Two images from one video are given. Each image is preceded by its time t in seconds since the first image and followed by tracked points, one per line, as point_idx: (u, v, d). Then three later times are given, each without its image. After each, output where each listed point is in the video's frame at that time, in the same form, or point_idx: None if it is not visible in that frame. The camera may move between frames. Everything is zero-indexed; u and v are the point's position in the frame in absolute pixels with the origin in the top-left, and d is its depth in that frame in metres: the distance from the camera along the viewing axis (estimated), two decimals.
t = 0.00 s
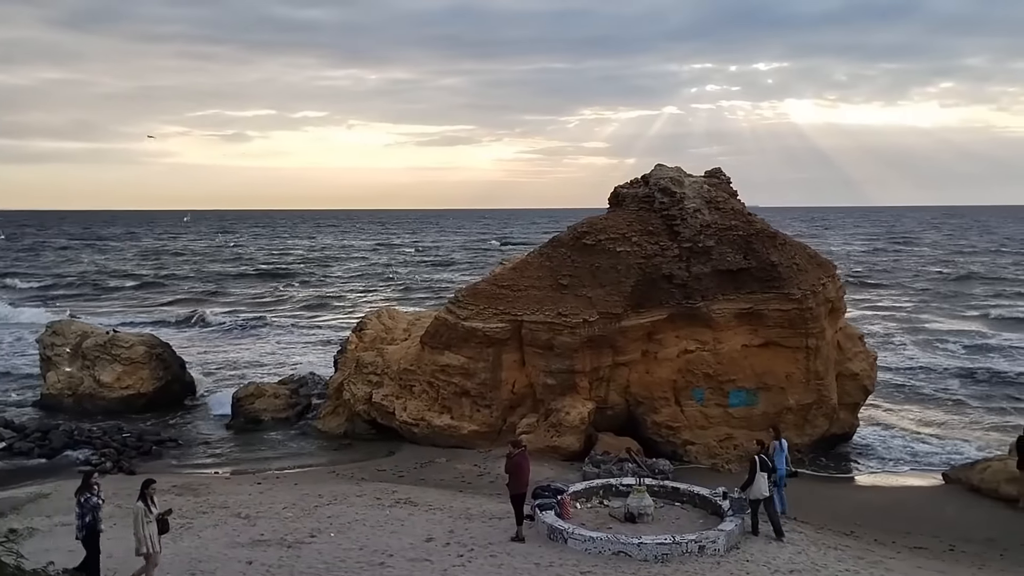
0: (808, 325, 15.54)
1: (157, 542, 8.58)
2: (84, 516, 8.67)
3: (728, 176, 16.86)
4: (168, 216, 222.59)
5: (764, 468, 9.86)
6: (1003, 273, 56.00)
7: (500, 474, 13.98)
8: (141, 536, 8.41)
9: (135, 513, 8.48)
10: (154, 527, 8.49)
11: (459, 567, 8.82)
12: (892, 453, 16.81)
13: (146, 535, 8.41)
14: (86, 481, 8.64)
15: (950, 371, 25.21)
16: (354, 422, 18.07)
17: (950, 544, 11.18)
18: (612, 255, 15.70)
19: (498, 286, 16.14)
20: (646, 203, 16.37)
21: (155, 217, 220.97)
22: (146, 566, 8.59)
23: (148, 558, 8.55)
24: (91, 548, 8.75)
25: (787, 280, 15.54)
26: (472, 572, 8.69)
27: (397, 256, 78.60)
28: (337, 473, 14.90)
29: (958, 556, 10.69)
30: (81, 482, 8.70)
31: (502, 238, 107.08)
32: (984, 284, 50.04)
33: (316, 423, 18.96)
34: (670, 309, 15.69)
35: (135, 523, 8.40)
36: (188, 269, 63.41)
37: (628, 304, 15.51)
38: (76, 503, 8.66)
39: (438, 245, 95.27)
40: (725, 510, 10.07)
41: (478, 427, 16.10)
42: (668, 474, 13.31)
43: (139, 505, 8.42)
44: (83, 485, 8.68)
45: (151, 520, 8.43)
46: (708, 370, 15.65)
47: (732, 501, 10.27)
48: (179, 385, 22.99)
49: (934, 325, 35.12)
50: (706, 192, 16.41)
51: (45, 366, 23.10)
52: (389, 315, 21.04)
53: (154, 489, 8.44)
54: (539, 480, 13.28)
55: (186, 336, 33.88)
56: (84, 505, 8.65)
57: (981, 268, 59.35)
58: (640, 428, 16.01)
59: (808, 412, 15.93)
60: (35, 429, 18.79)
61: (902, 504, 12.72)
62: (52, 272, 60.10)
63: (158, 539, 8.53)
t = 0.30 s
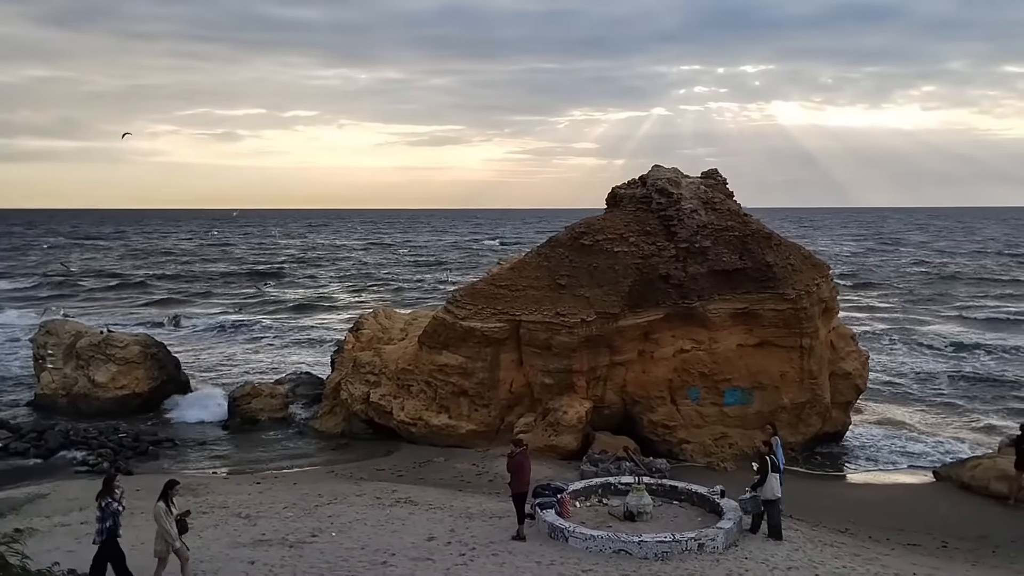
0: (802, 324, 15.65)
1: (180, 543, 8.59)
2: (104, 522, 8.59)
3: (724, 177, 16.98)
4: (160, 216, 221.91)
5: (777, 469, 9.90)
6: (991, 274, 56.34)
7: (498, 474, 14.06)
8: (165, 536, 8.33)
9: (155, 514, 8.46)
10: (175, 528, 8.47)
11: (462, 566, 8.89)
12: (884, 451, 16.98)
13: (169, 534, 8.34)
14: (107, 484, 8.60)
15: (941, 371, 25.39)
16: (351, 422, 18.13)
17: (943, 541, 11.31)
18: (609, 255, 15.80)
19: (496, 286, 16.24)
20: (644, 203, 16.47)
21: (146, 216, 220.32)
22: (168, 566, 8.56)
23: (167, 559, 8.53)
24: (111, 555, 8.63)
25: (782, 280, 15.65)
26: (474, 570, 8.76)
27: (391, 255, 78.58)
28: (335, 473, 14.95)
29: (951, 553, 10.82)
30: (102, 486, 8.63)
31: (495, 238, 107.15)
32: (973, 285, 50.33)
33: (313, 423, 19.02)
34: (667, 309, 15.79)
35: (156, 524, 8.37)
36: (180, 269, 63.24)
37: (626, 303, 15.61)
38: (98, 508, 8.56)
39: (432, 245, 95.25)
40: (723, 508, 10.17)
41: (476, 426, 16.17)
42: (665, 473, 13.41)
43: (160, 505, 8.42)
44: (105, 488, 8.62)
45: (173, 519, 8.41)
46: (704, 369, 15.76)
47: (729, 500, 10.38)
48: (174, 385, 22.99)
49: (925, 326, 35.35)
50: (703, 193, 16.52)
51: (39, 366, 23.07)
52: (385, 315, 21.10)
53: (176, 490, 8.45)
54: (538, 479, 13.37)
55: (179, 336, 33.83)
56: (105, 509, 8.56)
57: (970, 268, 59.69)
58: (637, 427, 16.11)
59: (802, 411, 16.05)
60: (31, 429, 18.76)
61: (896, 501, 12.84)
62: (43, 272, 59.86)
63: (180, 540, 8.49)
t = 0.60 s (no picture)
0: (799, 322, 15.71)
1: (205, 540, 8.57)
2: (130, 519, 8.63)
3: (723, 176, 17.02)
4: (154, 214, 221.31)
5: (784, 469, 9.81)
6: (985, 272, 56.49)
7: (498, 472, 14.10)
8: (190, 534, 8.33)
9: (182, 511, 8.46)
10: (201, 525, 8.46)
11: (464, 564, 8.92)
12: (881, 448, 17.06)
13: (195, 531, 8.35)
14: (133, 482, 8.58)
15: (936, 369, 25.48)
16: (349, 420, 18.15)
17: (942, 538, 11.38)
18: (608, 254, 15.84)
19: (495, 285, 16.28)
20: (642, 202, 16.51)
21: (140, 214, 219.71)
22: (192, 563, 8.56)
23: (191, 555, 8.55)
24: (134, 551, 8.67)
25: (780, 279, 15.71)
26: (477, 568, 8.79)
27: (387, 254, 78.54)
28: (334, 470, 14.97)
29: (949, 549, 10.89)
30: (127, 484, 8.60)
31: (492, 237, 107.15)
32: (967, 284, 50.49)
33: (311, 421, 19.03)
34: (665, 307, 15.84)
35: (183, 520, 8.39)
36: (175, 267, 63.07)
37: (624, 302, 15.65)
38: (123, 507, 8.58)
39: (429, 244, 95.17)
40: (723, 505, 10.21)
41: (474, 424, 16.21)
42: (664, 471, 13.46)
43: (187, 502, 8.42)
44: (132, 487, 8.60)
45: (200, 517, 8.42)
46: (702, 367, 15.81)
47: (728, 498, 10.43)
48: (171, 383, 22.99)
49: (919, 325, 35.48)
50: (701, 191, 16.57)
51: (36, 364, 23.02)
52: (383, 313, 21.11)
53: (203, 488, 8.43)
54: (538, 477, 13.41)
55: (175, 335, 33.78)
56: (130, 507, 8.59)
57: (964, 267, 59.85)
58: (635, 425, 16.17)
59: (799, 409, 16.11)
60: (28, 427, 18.72)
61: (893, 498, 12.90)
62: (37, 270, 59.65)
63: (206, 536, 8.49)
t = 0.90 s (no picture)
0: (793, 317, 15.73)
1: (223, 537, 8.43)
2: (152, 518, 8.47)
3: (716, 171, 17.02)
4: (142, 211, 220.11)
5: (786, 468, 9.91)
6: (973, 267, 56.80)
7: (494, 467, 14.07)
8: (210, 529, 8.22)
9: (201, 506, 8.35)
10: (220, 521, 8.35)
11: (464, 561, 8.89)
12: (874, 442, 17.13)
13: (215, 527, 8.24)
14: (154, 481, 8.40)
15: (926, 365, 25.60)
16: (342, 417, 18.09)
17: (939, 531, 11.43)
18: (601, 249, 15.82)
19: (488, 281, 16.25)
20: (636, 197, 16.49)
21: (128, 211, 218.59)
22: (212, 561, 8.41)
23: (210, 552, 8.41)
24: (157, 550, 8.51)
25: (773, 273, 15.72)
26: (477, 564, 8.77)
27: (377, 251, 78.37)
28: (328, 467, 14.91)
29: (947, 543, 10.94)
30: (148, 483, 8.40)
31: (482, 233, 107.10)
32: (955, 279, 50.75)
33: (303, 419, 18.96)
34: (659, 302, 15.83)
35: (203, 516, 8.28)
36: (163, 265, 62.67)
37: (618, 297, 15.64)
38: (144, 507, 8.39)
39: (419, 241, 94.98)
40: (721, 500, 10.23)
41: (469, 420, 16.17)
42: (659, 466, 13.47)
43: (206, 498, 8.32)
44: (153, 486, 8.39)
45: (219, 512, 8.30)
46: (696, 362, 15.82)
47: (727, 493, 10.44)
48: (162, 381, 22.91)
49: (909, 320, 35.62)
50: (694, 186, 16.56)
51: (25, 363, 22.88)
52: (375, 310, 21.05)
53: (223, 484, 8.32)
54: (534, 473, 13.40)
55: (164, 333, 33.58)
56: (153, 507, 8.41)
57: (953, 262, 60.16)
58: (629, 420, 16.17)
59: (793, 403, 16.14)
60: (19, 427, 18.58)
61: (889, 492, 12.96)
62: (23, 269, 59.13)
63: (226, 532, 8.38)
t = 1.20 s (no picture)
0: (777, 307, 15.80)
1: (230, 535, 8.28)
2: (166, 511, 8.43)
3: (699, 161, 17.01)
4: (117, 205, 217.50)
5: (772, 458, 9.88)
6: (949, 257, 57.40)
7: (480, 460, 14.04)
8: (220, 527, 8.09)
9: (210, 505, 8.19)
10: (230, 520, 8.18)
11: (456, 553, 8.85)
12: (857, 431, 17.26)
13: (224, 526, 8.10)
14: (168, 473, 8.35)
15: (905, 354, 25.85)
16: (326, 411, 17.97)
17: (926, 519, 11.53)
18: (585, 240, 15.79)
19: (471, 273, 16.18)
20: (618, 188, 16.46)
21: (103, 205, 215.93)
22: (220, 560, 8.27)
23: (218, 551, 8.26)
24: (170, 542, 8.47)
25: (757, 263, 15.77)
26: (468, 556, 8.73)
27: (358, 245, 78.00)
28: (314, 461, 14.81)
29: (934, 530, 11.04)
30: (160, 477, 8.36)
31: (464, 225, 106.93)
32: (932, 268, 51.28)
33: (287, 413, 18.82)
34: (642, 293, 15.84)
35: (212, 514, 8.14)
36: (141, 260, 61.96)
37: (602, 288, 15.62)
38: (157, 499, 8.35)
39: (401, 234, 94.66)
40: (709, 490, 10.25)
41: (454, 413, 16.12)
42: (646, 457, 13.49)
43: (218, 496, 8.16)
44: (166, 479, 8.36)
45: (230, 511, 8.15)
46: (680, 353, 15.86)
47: (715, 483, 10.47)
48: (144, 376, 22.66)
49: (888, 309, 35.94)
50: (677, 177, 16.56)
51: (4, 359, 22.56)
52: (357, 302, 20.92)
53: (234, 482, 8.16)
54: (522, 464, 13.38)
55: (143, 328, 33.20)
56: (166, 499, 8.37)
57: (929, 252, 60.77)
58: (614, 411, 16.19)
59: (777, 392, 16.23)
60: None
61: (875, 480, 13.07)
62: None
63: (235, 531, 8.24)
